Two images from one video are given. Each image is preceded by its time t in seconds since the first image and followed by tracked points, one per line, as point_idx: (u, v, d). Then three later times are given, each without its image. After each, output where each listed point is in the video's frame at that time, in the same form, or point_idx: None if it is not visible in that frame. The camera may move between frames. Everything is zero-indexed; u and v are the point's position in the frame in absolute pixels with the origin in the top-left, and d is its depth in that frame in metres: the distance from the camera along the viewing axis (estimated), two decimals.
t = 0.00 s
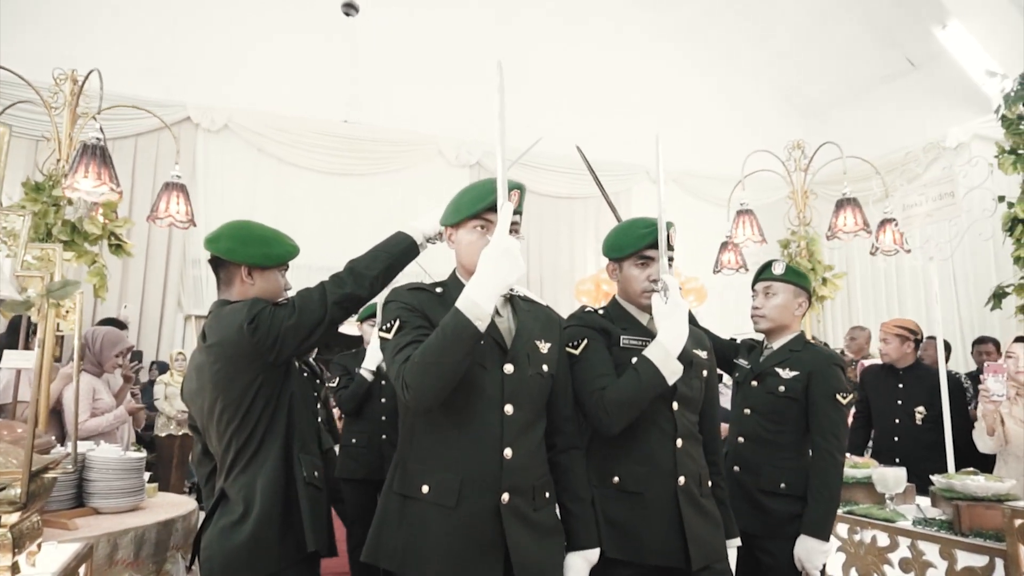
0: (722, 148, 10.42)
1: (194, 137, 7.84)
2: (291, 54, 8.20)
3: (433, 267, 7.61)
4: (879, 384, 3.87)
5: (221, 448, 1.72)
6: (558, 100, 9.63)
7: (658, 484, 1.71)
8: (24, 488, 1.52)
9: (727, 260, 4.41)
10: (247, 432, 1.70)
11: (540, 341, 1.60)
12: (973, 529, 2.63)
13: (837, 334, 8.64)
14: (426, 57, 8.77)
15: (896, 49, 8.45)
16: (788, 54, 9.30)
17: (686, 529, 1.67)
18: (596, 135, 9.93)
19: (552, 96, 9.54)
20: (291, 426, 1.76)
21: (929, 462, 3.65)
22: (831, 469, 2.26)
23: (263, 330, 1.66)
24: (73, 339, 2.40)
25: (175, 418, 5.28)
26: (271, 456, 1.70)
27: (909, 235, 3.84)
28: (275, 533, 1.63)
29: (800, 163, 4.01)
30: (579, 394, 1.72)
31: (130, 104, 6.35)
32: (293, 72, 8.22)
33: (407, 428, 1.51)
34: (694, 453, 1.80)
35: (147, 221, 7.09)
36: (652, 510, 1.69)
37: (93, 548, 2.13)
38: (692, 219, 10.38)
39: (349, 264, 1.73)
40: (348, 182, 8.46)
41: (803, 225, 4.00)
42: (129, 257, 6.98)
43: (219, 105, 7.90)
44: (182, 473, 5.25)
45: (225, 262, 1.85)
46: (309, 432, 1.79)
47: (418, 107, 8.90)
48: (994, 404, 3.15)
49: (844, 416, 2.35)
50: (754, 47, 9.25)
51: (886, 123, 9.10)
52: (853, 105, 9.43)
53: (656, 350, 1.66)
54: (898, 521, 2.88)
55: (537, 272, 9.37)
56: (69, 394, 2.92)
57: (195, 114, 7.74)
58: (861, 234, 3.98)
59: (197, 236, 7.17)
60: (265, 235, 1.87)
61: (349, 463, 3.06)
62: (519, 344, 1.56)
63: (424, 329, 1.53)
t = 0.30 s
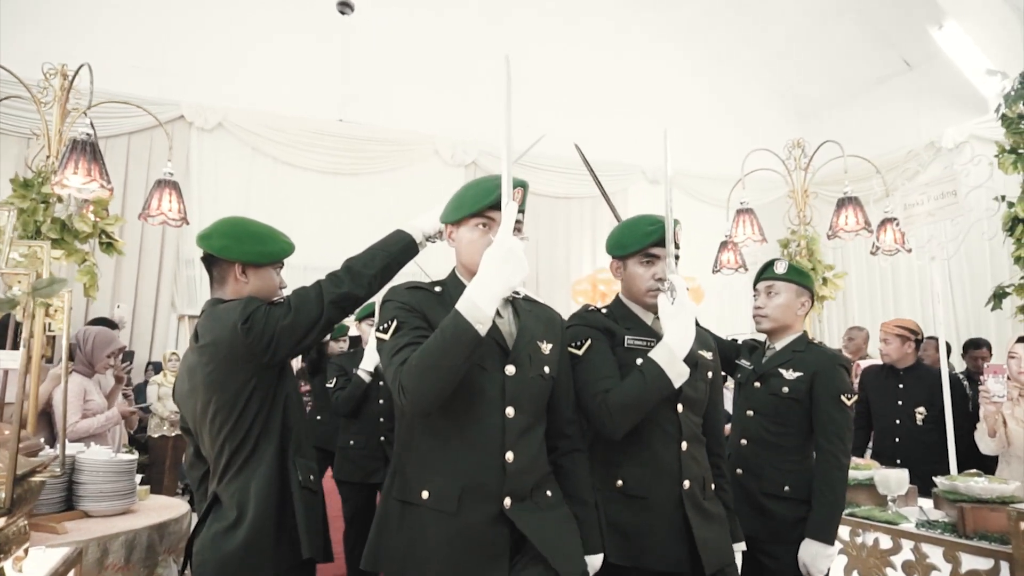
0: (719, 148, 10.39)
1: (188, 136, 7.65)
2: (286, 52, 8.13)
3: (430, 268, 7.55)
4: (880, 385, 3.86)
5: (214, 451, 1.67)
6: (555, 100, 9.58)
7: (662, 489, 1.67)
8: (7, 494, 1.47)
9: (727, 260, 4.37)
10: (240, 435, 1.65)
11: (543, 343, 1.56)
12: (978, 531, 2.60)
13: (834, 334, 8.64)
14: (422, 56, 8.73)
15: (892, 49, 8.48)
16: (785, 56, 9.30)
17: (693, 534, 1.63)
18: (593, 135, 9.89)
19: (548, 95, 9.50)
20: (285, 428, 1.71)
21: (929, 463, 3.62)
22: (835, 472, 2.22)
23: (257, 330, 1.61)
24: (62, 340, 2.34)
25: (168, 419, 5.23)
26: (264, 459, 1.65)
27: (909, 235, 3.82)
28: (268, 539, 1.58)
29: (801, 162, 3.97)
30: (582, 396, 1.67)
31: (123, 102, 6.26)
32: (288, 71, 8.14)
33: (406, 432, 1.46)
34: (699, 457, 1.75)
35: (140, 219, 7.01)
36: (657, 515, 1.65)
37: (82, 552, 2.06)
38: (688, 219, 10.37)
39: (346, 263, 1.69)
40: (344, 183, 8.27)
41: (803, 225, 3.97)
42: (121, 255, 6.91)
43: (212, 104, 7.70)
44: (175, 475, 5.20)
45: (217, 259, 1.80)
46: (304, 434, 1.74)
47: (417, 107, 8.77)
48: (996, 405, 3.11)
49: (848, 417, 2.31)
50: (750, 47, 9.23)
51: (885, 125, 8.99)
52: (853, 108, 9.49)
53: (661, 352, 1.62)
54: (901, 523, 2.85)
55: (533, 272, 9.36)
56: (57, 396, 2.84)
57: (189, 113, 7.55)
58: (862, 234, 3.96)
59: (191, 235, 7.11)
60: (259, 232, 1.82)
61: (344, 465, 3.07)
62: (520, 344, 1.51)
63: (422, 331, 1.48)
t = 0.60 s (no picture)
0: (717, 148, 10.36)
1: (181, 133, 7.47)
2: (281, 50, 8.06)
3: (431, 268, 7.47)
4: (881, 385, 3.82)
5: (208, 455, 1.62)
6: (552, 100, 9.52)
7: (683, 498, 1.63)
8: None
9: (728, 259, 4.33)
10: (234, 439, 1.59)
11: (553, 344, 1.51)
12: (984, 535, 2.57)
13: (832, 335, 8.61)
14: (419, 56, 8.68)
15: (890, 50, 8.45)
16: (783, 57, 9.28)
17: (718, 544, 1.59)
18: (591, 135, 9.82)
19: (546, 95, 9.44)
20: (283, 431, 1.66)
21: (931, 464, 3.60)
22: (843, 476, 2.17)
23: (252, 330, 1.56)
24: (51, 342, 2.26)
25: (161, 420, 5.17)
26: (261, 465, 1.59)
27: (911, 234, 3.80)
28: (264, 548, 1.53)
29: (802, 161, 3.94)
30: (596, 398, 1.63)
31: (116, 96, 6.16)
32: (281, 69, 8.05)
33: (411, 437, 1.41)
34: (723, 463, 1.70)
35: (133, 216, 6.92)
36: (677, 525, 1.61)
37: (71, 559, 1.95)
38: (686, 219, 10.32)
39: (345, 261, 1.63)
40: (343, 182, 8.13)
41: (804, 224, 3.93)
42: (114, 253, 6.81)
43: (207, 102, 7.55)
44: (168, 477, 5.11)
45: (212, 257, 1.75)
46: (302, 438, 1.69)
47: (416, 107, 8.67)
48: (999, 406, 3.02)
49: (855, 420, 2.26)
50: (749, 48, 9.20)
51: (881, 125, 8.95)
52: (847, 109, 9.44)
53: (683, 357, 1.59)
54: (906, 526, 2.81)
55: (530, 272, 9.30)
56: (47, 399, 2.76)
57: (184, 110, 7.37)
58: (864, 233, 3.93)
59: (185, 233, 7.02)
60: (253, 229, 1.76)
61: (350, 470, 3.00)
62: (529, 348, 1.46)
63: (429, 333, 1.43)
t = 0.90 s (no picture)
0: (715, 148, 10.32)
1: (175, 131, 7.39)
2: (276, 48, 7.95)
3: (428, 268, 7.41)
4: (885, 386, 3.79)
5: (203, 457, 1.57)
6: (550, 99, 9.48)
7: (738, 524, 1.44)
8: None
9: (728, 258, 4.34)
10: (231, 442, 1.55)
11: (589, 353, 1.34)
12: (990, 537, 2.53)
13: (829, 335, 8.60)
14: (416, 54, 8.53)
15: (888, 50, 8.33)
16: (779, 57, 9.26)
17: None
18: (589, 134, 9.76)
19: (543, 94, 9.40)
20: (280, 433, 1.61)
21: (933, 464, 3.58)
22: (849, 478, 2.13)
23: (250, 329, 1.52)
24: (42, 342, 2.20)
25: (155, 420, 5.12)
26: (259, 467, 1.55)
27: (913, 233, 3.78)
28: (261, 552, 1.49)
29: (803, 159, 3.91)
30: (639, 414, 1.49)
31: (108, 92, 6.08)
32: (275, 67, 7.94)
33: (432, 458, 1.23)
34: (781, 487, 1.50)
35: (127, 214, 6.87)
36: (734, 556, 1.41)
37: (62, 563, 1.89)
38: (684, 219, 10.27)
39: (345, 259, 1.58)
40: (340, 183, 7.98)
41: (806, 222, 3.91)
42: (107, 252, 6.75)
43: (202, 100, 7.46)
44: (162, 477, 5.07)
45: (208, 253, 1.70)
46: (301, 439, 1.65)
47: (413, 106, 8.46)
48: (1003, 407, 2.99)
49: (862, 421, 2.23)
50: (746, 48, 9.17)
51: (876, 122, 8.81)
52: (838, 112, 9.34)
53: (736, 366, 1.42)
54: (910, 527, 2.77)
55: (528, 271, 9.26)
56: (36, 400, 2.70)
57: (179, 108, 7.28)
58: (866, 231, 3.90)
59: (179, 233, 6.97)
60: (251, 227, 1.72)
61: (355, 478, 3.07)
62: (562, 361, 1.29)
63: (455, 342, 1.28)
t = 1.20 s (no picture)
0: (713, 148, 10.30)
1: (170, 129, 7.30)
2: (276, 48, 7.88)
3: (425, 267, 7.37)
4: (887, 386, 3.77)
5: (199, 458, 1.53)
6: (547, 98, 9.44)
7: (820, 523, 1.29)
8: None
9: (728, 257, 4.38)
10: (228, 442, 1.51)
11: (649, 335, 1.21)
12: (995, 537, 2.43)
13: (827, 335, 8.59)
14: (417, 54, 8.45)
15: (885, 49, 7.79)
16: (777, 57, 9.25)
17: None
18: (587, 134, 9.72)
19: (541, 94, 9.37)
20: (279, 434, 1.57)
21: (937, 464, 3.56)
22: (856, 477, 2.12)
23: (246, 327, 1.48)
24: (32, 340, 2.14)
25: (150, 420, 5.07)
26: (256, 468, 1.51)
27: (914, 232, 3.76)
28: (259, 554, 1.45)
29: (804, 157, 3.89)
30: (698, 399, 1.36)
31: (101, 87, 5.99)
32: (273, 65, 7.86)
33: (475, 454, 1.11)
34: (862, 484, 1.36)
35: (120, 211, 6.79)
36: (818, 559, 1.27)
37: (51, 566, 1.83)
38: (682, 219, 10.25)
39: (345, 257, 1.54)
40: (337, 181, 7.93)
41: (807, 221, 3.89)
42: (100, 249, 6.68)
43: (197, 98, 7.40)
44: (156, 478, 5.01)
45: (204, 249, 1.66)
46: (300, 440, 1.61)
47: (413, 106, 8.40)
48: (1007, 405, 3.00)
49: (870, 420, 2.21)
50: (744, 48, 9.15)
51: (873, 122, 8.22)
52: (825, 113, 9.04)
53: (817, 344, 1.29)
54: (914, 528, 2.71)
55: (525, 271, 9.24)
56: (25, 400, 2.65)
57: (173, 106, 7.21)
58: (868, 229, 3.87)
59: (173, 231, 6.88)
60: (250, 221, 1.69)
61: (361, 481, 3.07)
62: (620, 344, 1.16)
63: (501, 321, 1.13)
